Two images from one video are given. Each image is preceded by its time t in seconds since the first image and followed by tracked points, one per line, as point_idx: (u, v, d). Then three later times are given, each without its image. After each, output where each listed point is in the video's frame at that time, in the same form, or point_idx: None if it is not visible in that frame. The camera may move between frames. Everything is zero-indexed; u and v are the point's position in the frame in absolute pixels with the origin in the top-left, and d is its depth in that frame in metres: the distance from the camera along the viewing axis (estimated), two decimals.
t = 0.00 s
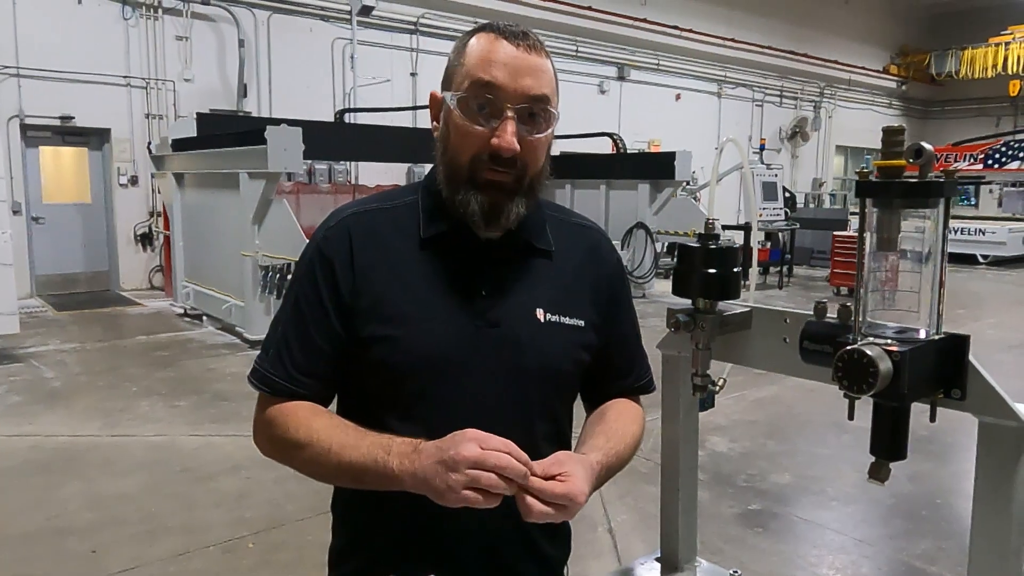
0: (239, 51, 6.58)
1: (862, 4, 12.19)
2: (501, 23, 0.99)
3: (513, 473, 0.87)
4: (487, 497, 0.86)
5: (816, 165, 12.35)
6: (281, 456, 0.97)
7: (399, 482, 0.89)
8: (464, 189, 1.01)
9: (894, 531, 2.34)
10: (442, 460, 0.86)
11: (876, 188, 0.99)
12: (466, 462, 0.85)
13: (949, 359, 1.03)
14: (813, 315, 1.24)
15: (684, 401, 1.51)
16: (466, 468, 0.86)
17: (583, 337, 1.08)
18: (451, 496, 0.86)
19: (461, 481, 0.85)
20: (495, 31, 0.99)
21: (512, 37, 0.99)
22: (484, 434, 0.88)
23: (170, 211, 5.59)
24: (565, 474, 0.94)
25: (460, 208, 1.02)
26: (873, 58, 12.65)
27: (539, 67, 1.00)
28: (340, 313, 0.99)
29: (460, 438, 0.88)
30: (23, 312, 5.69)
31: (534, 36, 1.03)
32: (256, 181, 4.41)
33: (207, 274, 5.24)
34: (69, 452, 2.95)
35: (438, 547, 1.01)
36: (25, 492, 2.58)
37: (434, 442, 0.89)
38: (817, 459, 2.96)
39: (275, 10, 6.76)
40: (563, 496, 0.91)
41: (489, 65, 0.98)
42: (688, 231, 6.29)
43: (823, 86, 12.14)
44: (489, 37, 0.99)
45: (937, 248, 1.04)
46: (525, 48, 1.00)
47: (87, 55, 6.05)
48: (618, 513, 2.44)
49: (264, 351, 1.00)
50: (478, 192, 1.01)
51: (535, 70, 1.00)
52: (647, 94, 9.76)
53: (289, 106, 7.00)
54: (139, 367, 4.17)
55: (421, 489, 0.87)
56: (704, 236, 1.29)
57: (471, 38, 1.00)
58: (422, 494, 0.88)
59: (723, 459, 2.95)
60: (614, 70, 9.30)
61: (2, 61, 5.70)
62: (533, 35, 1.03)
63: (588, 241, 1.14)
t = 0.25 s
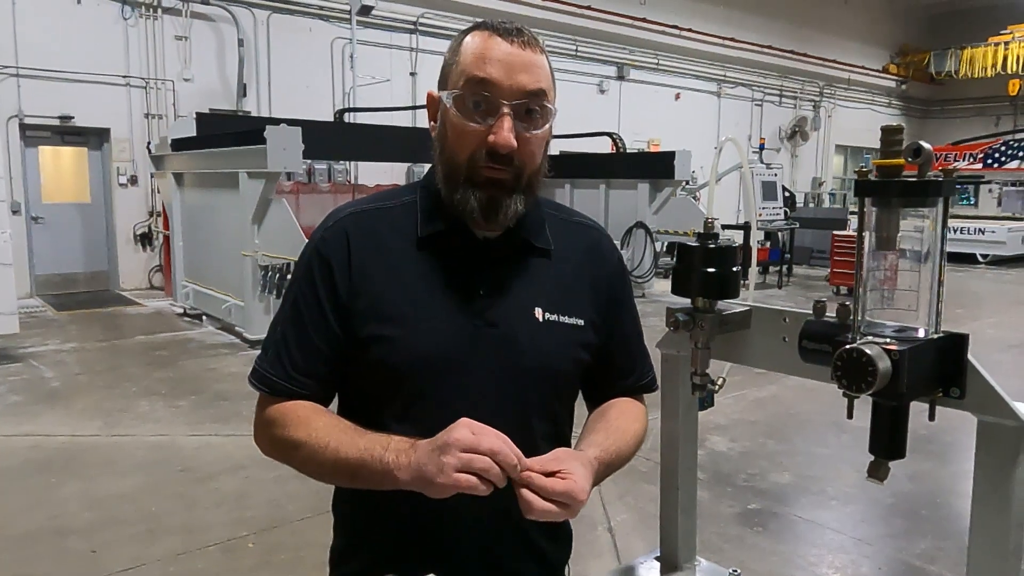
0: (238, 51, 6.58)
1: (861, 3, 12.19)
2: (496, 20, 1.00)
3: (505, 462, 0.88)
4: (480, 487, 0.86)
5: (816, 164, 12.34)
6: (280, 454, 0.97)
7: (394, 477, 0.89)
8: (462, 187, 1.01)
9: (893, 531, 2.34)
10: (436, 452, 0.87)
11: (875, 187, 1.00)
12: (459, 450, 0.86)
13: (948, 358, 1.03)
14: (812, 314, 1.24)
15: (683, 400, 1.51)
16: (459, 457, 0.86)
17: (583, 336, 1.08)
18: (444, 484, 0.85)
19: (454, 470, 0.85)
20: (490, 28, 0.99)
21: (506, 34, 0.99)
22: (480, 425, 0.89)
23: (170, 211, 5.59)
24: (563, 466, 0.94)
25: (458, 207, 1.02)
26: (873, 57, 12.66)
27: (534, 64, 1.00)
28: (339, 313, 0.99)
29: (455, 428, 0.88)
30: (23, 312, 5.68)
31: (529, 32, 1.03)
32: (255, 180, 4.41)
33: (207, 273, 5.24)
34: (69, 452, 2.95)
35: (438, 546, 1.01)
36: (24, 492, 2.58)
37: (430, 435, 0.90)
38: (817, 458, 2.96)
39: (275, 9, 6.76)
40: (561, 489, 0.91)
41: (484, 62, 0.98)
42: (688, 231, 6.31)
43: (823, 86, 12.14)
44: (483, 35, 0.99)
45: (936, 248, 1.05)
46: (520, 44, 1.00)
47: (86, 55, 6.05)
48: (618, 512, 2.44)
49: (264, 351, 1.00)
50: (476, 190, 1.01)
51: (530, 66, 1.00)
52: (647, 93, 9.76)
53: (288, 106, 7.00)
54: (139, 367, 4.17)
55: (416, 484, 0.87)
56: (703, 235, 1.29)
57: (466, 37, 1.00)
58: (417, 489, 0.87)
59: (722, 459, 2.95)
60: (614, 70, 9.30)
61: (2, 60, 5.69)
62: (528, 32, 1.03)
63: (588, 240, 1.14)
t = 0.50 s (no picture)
0: (240, 51, 6.58)
1: (864, 4, 12.18)
2: (508, 21, 1.00)
3: (505, 459, 0.87)
4: (481, 486, 0.86)
5: (818, 165, 12.33)
6: (280, 453, 0.97)
7: (393, 476, 0.89)
8: (462, 185, 1.02)
9: (895, 532, 2.34)
10: (434, 449, 0.86)
11: (878, 188, 0.99)
12: (458, 448, 0.86)
13: (951, 359, 1.03)
14: (816, 315, 1.24)
15: (686, 401, 1.51)
16: (457, 454, 0.85)
17: (585, 337, 1.08)
18: (443, 482, 0.85)
19: (452, 467, 0.85)
20: (501, 29, 0.99)
21: (517, 36, 0.99)
22: (479, 421, 0.89)
23: (173, 211, 5.60)
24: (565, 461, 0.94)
25: (458, 206, 1.02)
26: (875, 58, 12.65)
27: (542, 68, 1.00)
28: (340, 314, 0.99)
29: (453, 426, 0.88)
30: (26, 312, 5.69)
31: (540, 36, 1.03)
32: (257, 181, 4.42)
33: (209, 274, 5.24)
34: (72, 451, 2.95)
35: (440, 546, 1.01)
36: (27, 491, 2.58)
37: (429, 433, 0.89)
38: (819, 460, 2.96)
39: (277, 10, 6.77)
40: (564, 481, 0.91)
41: (492, 63, 0.98)
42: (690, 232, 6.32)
43: (825, 87, 12.12)
44: (494, 35, 0.99)
45: (939, 248, 1.04)
46: (530, 47, 1.00)
47: (89, 56, 6.06)
48: (620, 513, 2.44)
49: (266, 351, 1.00)
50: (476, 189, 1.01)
51: (537, 69, 1.00)
52: (649, 94, 9.76)
53: (290, 107, 7.00)
54: (141, 367, 4.18)
55: (415, 482, 0.87)
56: (706, 236, 1.29)
57: (477, 36, 1.00)
58: (416, 487, 0.87)
59: (724, 460, 2.95)
60: (616, 71, 9.29)
61: (5, 61, 5.70)
62: (539, 35, 1.03)
63: (590, 241, 1.14)
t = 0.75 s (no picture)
0: (242, 53, 6.58)
1: (865, 7, 12.19)
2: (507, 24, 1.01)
3: (509, 456, 0.88)
4: (484, 482, 0.86)
5: (819, 168, 12.33)
6: (282, 453, 0.97)
7: (395, 476, 0.89)
8: (466, 186, 1.02)
9: (896, 535, 2.34)
10: (437, 447, 0.87)
11: (880, 193, 1.00)
12: (460, 446, 0.86)
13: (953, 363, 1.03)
14: (817, 319, 1.24)
15: (688, 405, 1.51)
16: (459, 452, 0.86)
17: (586, 340, 1.08)
18: (448, 479, 0.85)
19: (456, 463, 0.85)
20: (501, 32, 1.00)
21: (517, 38, 1.00)
22: (478, 421, 0.89)
23: (174, 213, 5.60)
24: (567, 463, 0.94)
25: (462, 207, 1.02)
26: (877, 61, 12.65)
27: (543, 68, 1.01)
28: (344, 316, 1.00)
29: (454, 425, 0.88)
30: (27, 313, 5.69)
31: (539, 37, 1.04)
32: (258, 183, 4.42)
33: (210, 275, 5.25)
34: (72, 453, 2.95)
35: (442, 548, 1.01)
36: (28, 492, 2.59)
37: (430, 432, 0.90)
38: (820, 463, 2.96)
39: (279, 12, 6.78)
40: (566, 482, 0.91)
41: (494, 64, 0.99)
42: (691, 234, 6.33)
43: (826, 89, 12.12)
44: (494, 38, 1.00)
45: (941, 252, 1.05)
46: (531, 49, 1.01)
47: (90, 57, 6.06)
48: (620, 516, 2.44)
49: (269, 352, 1.00)
50: (481, 190, 1.01)
51: (539, 69, 1.00)
52: (650, 97, 9.76)
53: (291, 109, 7.01)
54: (142, 369, 4.18)
55: (418, 481, 0.87)
56: (708, 239, 1.29)
57: (477, 40, 1.01)
58: (419, 486, 0.88)
59: (725, 462, 2.95)
60: (617, 73, 9.29)
61: (6, 62, 5.71)
62: (538, 37, 1.04)
63: (592, 244, 1.14)
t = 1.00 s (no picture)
0: (241, 52, 6.58)
1: (864, 7, 12.19)
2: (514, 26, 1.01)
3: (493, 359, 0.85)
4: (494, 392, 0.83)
5: (818, 167, 12.34)
6: (284, 442, 0.96)
7: (398, 440, 0.88)
8: (461, 183, 1.02)
9: (895, 535, 2.34)
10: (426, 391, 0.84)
11: (880, 192, 1.00)
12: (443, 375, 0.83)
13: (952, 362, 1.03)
14: (817, 319, 1.24)
15: (687, 404, 1.51)
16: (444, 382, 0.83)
17: (584, 339, 1.08)
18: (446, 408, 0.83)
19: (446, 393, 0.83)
20: (506, 33, 1.00)
21: (521, 40, 1.00)
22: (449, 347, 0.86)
23: (173, 212, 5.59)
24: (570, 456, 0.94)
25: (456, 205, 1.02)
26: (875, 61, 12.65)
27: (545, 72, 1.01)
28: (343, 315, 0.99)
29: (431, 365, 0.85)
30: (26, 313, 5.69)
31: (544, 42, 1.04)
32: (257, 182, 4.42)
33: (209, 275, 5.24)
34: (71, 453, 2.95)
35: (441, 547, 1.01)
36: (26, 493, 2.58)
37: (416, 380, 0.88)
38: (819, 462, 2.96)
39: (278, 11, 6.77)
40: (566, 477, 0.91)
41: (495, 64, 0.99)
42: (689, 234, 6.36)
43: (825, 89, 12.12)
44: (499, 38, 1.00)
45: (940, 251, 1.05)
46: (533, 51, 1.01)
47: (89, 57, 6.06)
48: (619, 516, 2.44)
49: (268, 352, 1.00)
50: (474, 188, 1.01)
51: (540, 73, 1.00)
52: (649, 96, 9.76)
53: (289, 108, 7.00)
54: (141, 369, 4.17)
55: (421, 436, 0.86)
56: (707, 239, 1.29)
57: (482, 39, 1.01)
58: (425, 441, 0.86)
59: (724, 462, 2.95)
60: (616, 72, 9.28)
61: (5, 62, 5.70)
62: (543, 41, 1.04)
63: (588, 243, 1.14)
